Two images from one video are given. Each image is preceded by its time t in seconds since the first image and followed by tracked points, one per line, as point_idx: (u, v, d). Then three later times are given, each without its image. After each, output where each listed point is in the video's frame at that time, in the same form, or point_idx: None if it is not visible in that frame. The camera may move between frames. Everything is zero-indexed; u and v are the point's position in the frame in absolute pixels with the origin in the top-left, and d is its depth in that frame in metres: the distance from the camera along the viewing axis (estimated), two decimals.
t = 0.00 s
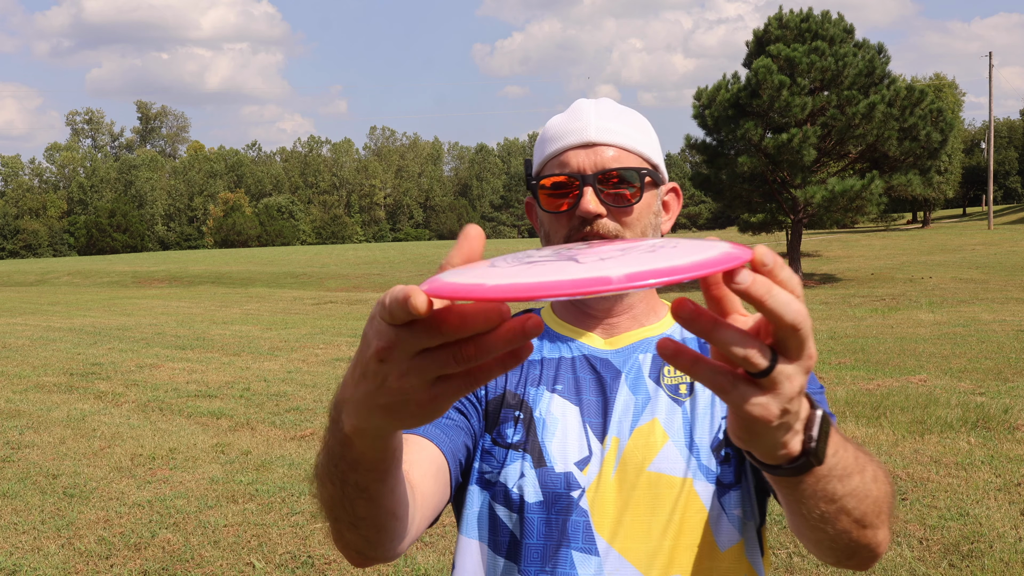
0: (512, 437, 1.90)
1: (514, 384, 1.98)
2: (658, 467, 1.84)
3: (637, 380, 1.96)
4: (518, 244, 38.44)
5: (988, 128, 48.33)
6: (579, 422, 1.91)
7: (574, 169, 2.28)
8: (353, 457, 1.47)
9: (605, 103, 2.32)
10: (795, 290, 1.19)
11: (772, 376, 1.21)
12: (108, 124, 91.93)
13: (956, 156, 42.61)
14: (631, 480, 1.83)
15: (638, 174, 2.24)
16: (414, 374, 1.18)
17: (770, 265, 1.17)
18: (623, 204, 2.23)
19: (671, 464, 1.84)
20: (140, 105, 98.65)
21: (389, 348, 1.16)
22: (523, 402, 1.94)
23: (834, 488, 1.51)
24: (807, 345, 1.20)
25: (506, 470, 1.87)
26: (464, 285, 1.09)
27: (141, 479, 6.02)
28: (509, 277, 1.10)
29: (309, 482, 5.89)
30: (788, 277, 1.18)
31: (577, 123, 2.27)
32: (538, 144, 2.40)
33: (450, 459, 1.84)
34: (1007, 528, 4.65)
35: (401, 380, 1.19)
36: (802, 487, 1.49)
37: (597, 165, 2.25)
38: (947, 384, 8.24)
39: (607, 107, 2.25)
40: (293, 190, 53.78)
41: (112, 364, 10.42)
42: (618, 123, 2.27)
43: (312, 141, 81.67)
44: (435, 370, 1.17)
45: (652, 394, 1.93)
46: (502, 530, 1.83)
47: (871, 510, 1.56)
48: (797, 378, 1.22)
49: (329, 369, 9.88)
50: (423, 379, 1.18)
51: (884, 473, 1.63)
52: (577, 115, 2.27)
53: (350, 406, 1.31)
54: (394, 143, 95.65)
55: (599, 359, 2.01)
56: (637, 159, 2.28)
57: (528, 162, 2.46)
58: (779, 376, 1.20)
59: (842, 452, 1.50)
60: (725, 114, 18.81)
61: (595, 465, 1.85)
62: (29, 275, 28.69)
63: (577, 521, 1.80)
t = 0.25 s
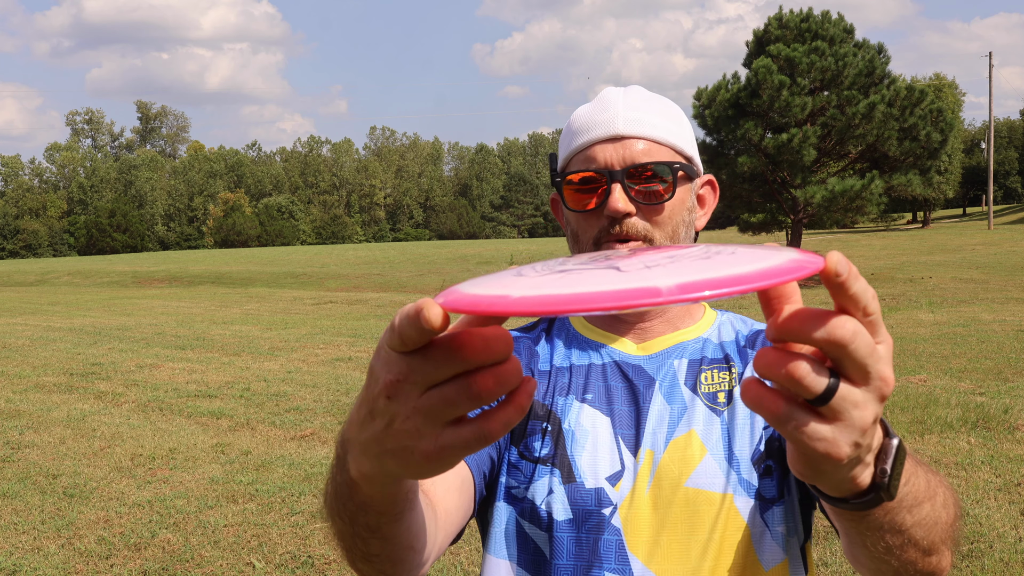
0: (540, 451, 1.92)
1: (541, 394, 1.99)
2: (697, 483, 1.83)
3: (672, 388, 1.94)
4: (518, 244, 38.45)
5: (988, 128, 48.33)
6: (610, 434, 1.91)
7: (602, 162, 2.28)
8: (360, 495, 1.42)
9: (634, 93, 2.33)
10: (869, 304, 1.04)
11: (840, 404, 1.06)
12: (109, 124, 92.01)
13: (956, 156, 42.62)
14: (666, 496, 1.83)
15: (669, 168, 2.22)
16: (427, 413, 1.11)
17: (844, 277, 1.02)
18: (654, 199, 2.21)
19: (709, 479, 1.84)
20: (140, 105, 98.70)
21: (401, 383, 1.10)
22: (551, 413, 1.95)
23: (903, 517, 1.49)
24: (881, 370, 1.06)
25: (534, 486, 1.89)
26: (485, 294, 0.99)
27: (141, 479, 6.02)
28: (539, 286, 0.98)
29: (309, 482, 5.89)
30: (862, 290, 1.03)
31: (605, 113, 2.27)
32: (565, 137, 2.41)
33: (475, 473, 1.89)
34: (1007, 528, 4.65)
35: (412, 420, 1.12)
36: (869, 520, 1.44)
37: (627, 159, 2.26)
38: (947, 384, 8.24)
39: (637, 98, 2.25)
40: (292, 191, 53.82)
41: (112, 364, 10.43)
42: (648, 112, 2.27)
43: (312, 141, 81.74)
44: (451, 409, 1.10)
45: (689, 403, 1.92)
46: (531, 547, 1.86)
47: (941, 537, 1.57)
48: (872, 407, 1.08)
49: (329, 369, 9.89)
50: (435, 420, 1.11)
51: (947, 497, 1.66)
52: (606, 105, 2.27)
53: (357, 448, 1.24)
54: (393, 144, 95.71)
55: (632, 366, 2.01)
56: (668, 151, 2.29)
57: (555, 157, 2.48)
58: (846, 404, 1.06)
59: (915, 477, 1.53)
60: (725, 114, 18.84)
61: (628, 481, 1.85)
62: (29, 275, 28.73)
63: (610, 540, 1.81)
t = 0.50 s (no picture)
0: (528, 458, 1.94)
1: (529, 399, 2.03)
2: (689, 492, 1.86)
3: (663, 392, 1.98)
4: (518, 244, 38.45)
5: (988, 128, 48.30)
6: (600, 440, 1.95)
7: (589, 153, 2.34)
8: (343, 515, 1.38)
9: (619, 83, 2.39)
10: (883, 298, 0.98)
11: (830, 406, 1.05)
12: (109, 124, 92.01)
13: (956, 156, 42.60)
14: (657, 505, 1.86)
15: (658, 160, 2.29)
16: (412, 424, 1.07)
17: (870, 259, 0.95)
18: (642, 191, 2.27)
19: (702, 487, 1.86)
20: (139, 105, 98.69)
21: (383, 391, 1.07)
22: (538, 420, 1.99)
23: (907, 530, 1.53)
24: (882, 373, 1.03)
25: (523, 496, 1.91)
26: (471, 261, 0.89)
27: (141, 479, 6.02)
28: (529, 251, 0.91)
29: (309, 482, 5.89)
30: (881, 279, 0.97)
31: (591, 103, 2.32)
32: (551, 128, 2.47)
33: (461, 483, 1.91)
34: (1007, 528, 4.65)
35: (396, 437, 1.09)
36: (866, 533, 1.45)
37: (614, 150, 2.31)
38: (947, 385, 8.24)
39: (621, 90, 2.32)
40: (292, 191, 53.80)
41: (112, 364, 10.42)
42: (634, 102, 2.33)
43: (312, 141, 81.73)
44: (441, 417, 1.07)
45: (679, 408, 1.95)
46: (521, 557, 1.88)
47: (946, 548, 1.60)
48: (872, 413, 1.06)
49: (329, 369, 9.88)
50: (421, 430, 1.08)
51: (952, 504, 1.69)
52: (591, 96, 2.33)
53: (336, 467, 1.20)
54: (394, 144, 95.68)
55: (622, 369, 2.05)
56: (656, 141, 2.34)
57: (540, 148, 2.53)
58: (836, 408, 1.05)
59: (925, 489, 1.56)
60: (725, 114, 18.86)
61: (619, 490, 1.88)
62: (29, 275, 28.70)
63: (601, 550, 1.83)
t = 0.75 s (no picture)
0: (503, 461, 1.94)
1: (505, 399, 2.03)
2: (670, 496, 1.87)
3: (641, 393, 1.98)
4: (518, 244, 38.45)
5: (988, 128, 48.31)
6: (577, 443, 1.94)
7: (564, 147, 2.34)
8: (303, 528, 1.35)
9: (594, 75, 2.39)
10: (883, 303, 0.96)
11: (824, 419, 1.05)
12: (109, 125, 92.04)
13: (956, 155, 42.62)
14: (637, 510, 1.86)
15: (635, 154, 2.28)
16: (364, 442, 1.05)
17: (870, 262, 0.92)
18: (619, 185, 2.27)
19: (682, 491, 1.87)
20: (139, 105, 98.69)
21: (332, 405, 1.04)
22: (514, 420, 1.99)
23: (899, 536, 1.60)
24: (878, 382, 1.03)
25: (499, 500, 1.91)
26: (425, 259, 0.83)
27: (141, 479, 6.02)
28: (490, 248, 0.85)
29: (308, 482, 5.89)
30: (881, 282, 0.95)
31: (565, 96, 2.33)
32: (525, 121, 2.47)
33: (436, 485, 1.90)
34: (1007, 528, 4.65)
35: (349, 453, 1.06)
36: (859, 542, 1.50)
37: (590, 143, 2.31)
38: (947, 384, 8.24)
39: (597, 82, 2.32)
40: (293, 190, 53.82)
41: (112, 364, 10.43)
42: (610, 93, 2.33)
43: (312, 141, 81.76)
44: (396, 433, 1.03)
45: (658, 409, 1.95)
46: (499, 562, 1.89)
47: (939, 550, 1.68)
48: (867, 424, 1.06)
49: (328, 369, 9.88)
50: (374, 445, 1.05)
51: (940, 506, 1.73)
52: (566, 88, 2.33)
53: (291, 482, 1.18)
54: (394, 144, 95.68)
55: (601, 369, 2.05)
56: (633, 134, 2.35)
57: (516, 141, 2.53)
58: (828, 422, 1.05)
59: (917, 493, 1.66)
60: (725, 114, 18.88)
61: (597, 494, 1.88)
62: (30, 275, 28.70)
63: (579, 557, 1.84)
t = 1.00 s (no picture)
0: (487, 466, 1.93)
1: (489, 403, 2.03)
2: (656, 502, 1.87)
3: (627, 397, 1.99)
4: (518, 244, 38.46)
5: (988, 128, 48.30)
6: (562, 447, 1.95)
7: (550, 145, 2.33)
8: (282, 536, 1.34)
9: (580, 72, 2.40)
10: (887, 305, 0.96)
11: (824, 423, 1.05)
12: (109, 125, 92.08)
13: (956, 155, 42.63)
14: (623, 516, 1.86)
15: (623, 153, 2.29)
16: (343, 443, 1.05)
17: (875, 263, 0.92)
18: (607, 184, 2.27)
19: (669, 497, 1.87)
20: (139, 105, 98.71)
21: (308, 404, 1.04)
22: (497, 425, 1.99)
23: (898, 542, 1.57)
24: (881, 387, 1.02)
25: (483, 507, 1.90)
26: (407, 254, 0.83)
27: (141, 479, 6.02)
28: (475, 243, 0.84)
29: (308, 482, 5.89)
30: (886, 283, 0.95)
31: (552, 93, 2.32)
32: (510, 119, 2.46)
33: (419, 492, 1.89)
34: (1007, 528, 4.65)
35: (325, 456, 1.06)
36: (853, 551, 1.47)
37: (576, 142, 2.31)
38: (947, 385, 8.24)
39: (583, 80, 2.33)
40: (293, 190, 53.83)
41: (112, 364, 10.43)
42: (596, 92, 2.34)
43: (312, 141, 81.78)
44: (376, 434, 1.03)
45: (645, 413, 1.96)
46: (483, 569, 1.88)
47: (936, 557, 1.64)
48: (869, 429, 1.06)
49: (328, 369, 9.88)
50: (353, 448, 1.05)
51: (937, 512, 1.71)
52: (552, 86, 2.33)
53: (268, 485, 1.17)
54: (394, 144, 95.69)
55: (586, 372, 2.06)
56: (620, 132, 2.36)
57: (500, 140, 2.52)
58: (827, 426, 1.05)
59: (915, 500, 1.63)
60: (725, 114, 18.91)
61: (582, 500, 1.88)
62: (30, 275, 28.70)
63: (563, 565, 1.84)
